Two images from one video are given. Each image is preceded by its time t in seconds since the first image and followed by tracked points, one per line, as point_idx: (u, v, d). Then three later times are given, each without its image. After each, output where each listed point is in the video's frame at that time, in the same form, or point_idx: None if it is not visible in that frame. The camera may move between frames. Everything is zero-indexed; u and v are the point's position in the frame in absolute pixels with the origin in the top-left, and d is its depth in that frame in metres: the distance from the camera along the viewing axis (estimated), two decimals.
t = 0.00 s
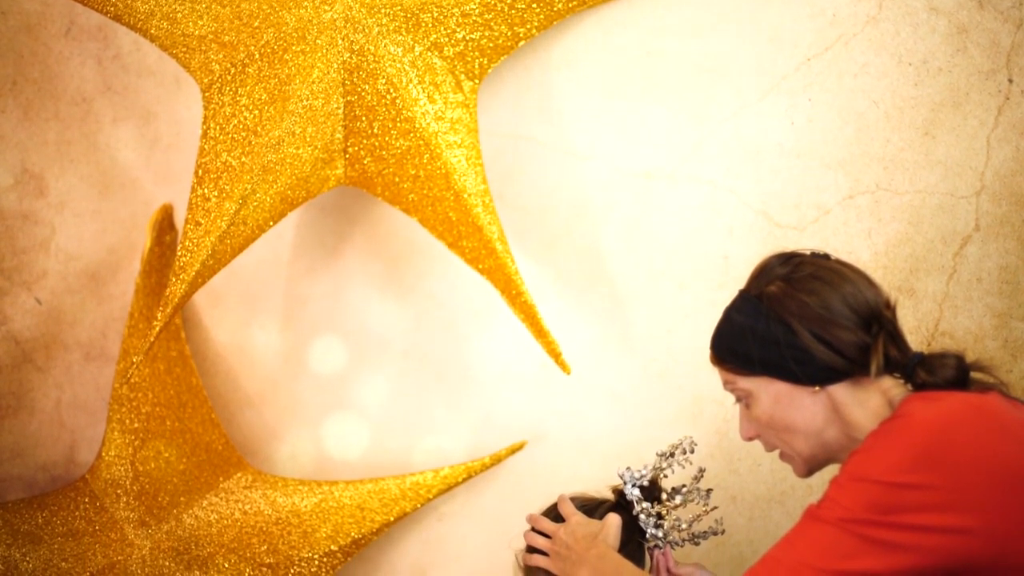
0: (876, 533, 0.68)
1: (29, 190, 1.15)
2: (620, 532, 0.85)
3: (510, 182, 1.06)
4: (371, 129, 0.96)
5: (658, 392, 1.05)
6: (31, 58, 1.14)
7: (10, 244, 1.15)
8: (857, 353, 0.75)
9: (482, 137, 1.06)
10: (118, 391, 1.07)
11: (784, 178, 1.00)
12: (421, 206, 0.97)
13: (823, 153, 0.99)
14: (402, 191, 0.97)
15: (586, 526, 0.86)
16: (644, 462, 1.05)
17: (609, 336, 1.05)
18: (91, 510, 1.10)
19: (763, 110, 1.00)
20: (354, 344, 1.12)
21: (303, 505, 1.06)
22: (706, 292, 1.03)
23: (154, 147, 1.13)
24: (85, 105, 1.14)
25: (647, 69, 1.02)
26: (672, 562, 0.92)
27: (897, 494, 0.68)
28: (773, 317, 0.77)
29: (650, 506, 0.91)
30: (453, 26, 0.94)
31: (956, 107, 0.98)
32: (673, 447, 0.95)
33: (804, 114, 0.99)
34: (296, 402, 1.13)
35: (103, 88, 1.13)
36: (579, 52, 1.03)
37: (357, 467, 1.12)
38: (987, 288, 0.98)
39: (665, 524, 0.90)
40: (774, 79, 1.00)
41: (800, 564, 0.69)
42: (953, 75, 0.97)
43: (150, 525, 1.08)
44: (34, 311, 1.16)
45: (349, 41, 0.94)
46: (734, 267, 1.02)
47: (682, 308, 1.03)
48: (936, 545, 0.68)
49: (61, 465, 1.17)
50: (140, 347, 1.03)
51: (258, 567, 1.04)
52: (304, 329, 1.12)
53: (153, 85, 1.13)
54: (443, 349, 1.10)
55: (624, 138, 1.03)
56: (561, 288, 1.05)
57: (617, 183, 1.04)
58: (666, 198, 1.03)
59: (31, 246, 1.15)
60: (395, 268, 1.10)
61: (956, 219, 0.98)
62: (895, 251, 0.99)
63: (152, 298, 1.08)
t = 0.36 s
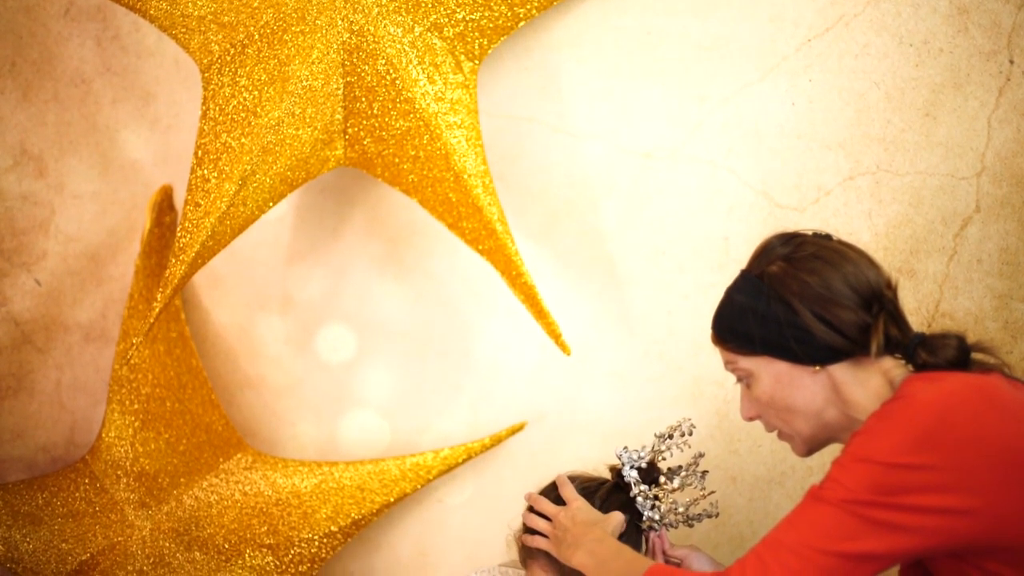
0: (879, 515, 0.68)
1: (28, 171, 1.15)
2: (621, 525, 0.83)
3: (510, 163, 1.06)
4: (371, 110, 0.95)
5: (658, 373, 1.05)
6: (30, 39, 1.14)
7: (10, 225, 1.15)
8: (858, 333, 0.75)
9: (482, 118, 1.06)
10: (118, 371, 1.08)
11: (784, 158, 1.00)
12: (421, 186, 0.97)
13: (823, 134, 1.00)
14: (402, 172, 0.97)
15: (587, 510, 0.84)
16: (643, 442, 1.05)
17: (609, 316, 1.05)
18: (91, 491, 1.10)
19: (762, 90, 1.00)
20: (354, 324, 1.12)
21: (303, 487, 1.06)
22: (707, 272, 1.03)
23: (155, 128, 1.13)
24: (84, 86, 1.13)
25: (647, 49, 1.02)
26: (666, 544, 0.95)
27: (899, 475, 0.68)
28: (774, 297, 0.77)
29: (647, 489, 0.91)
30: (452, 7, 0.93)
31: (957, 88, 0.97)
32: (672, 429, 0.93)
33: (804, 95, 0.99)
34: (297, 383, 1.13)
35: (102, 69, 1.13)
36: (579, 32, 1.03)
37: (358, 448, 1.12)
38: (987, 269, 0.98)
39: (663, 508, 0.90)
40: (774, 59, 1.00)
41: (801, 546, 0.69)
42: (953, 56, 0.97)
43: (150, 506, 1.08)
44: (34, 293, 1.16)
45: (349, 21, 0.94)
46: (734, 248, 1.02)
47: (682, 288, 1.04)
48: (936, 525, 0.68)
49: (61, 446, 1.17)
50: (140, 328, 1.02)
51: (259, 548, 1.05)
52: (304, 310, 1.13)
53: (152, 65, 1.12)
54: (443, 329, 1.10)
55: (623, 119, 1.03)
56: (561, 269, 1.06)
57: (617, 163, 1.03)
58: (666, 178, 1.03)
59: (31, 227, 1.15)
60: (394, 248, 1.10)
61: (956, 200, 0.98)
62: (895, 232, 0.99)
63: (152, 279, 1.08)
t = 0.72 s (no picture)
0: (880, 498, 0.68)
1: (27, 155, 1.14)
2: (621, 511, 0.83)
3: (511, 147, 1.06)
4: (370, 93, 0.95)
5: (659, 356, 1.05)
6: (29, 23, 1.13)
7: (9, 209, 1.15)
8: (859, 318, 0.75)
9: (482, 101, 1.06)
10: (118, 355, 1.08)
11: (785, 141, 1.01)
12: (421, 169, 0.97)
13: (823, 116, 1.00)
14: (402, 155, 0.97)
15: (589, 493, 0.84)
16: (643, 426, 1.06)
17: (609, 300, 1.05)
18: (91, 475, 1.10)
19: (763, 73, 1.00)
20: (353, 308, 1.12)
21: (303, 470, 1.06)
22: (706, 255, 1.03)
23: (153, 112, 1.12)
24: (83, 69, 1.13)
25: (647, 32, 1.02)
26: (666, 536, 0.96)
27: (901, 459, 0.68)
28: (775, 282, 0.77)
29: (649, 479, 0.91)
30: None
31: (957, 71, 0.97)
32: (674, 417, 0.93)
33: (805, 78, 0.99)
34: (297, 367, 1.14)
35: (102, 53, 1.13)
36: (579, 15, 1.03)
37: (358, 431, 1.13)
38: (987, 253, 0.98)
39: (664, 499, 0.91)
40: (774, 42, 1.00)
41: (802, 529, 0.69)
42: (954, 39, 0.97)
43: (150, 489, 1.08)
44: (34, 277, 1.16)
45: (348, 4, 0.93)
46: (734, 231, 1.02)
47: (682, 271, 1.04)
48: (936, 508, 0.68)
49: (61, 429, 1.17)
50: (140, 312, 1.02)
51: (259, 531, 1.04)
52: (304, 294, 1.13)
53: (152, 49, 1.12)
54: (443, 312, 1.10)
55: (624, 102, 1.03)
56: (561, 252, 1.06)
57: (617, 146, 1.04)
58: (666, 161, 1.03)
59: (31, 211, 1.15)
60: (394, 232, 1.10)
61: (956, 183, 0.98)
62: (895, 215, 1.00)
63: (152, 263, 1.08)
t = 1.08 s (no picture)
0: (884, 478, 0.68)
1: (27, 134, 1.14)
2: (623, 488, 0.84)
3: (511, 126, 1.06)
4: (370, 72, 0.95)
5: (659, 335, 1.06)
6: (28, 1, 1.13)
7: (9, 188, 1.15)
8: (867, 296, 0.74)
9: (482, 80, 1.06)
10: (118, 334, 1.08)
11: (785, 121, 1.01)
12: (421, 148, 0.97)
13: (823, 96, 1.00)
14: (402, 134, 0.97)
15: (593, 470, 0.85)
16: (643, 405, 1.07)
17: (609, 279, 1.06)
18: (91, 454, 1.10)
19: (763, 52, 1.00)
20: (353, 287, 1.12)
21: (304, 449, 1.06)
22: (706, 234, 1.03)
23: (152, 91, 1.12)
24: (83, 48, 1.13)
25: (648, 10, 1.01)
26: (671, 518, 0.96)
27: (906, 437, 0.68)
28: (783, 259, 0.77)
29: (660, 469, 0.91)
30: None
31: (958, 50, 0.97)
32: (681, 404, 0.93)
33: (806, 57, 0.99)
34: (298, 346, 1.14)
35: (102, 31, 1.12)
36: None
37: (359, 411, 1.13)
38: (987, 233, 0.99)
39: (674, 489, 0.91)
40: (775, 22, 1.00)
41: (806, 507, 0.69)
42: (956, 19, 0.97)
43: (150, 468, 1.08)
44: (34, 256, 1.16)
45: None
46: (734, 210, 1.02)
47: (682, 251, 1.04)
48: (940, 488, 0.68)
49: (61, 408, 1.17)
50: (140, 291, 1.02)
51: (259, 510, 1.05)
52: (304, 273, 1.13)
53: (151, 27, 1.12)
54: (443, 292, 1.11)
55: (624, 81, 1.03)
56: (561, 231, 1.06)
57: (618, 126, 1.04)
58: (666, 141, 1.03)
59: (30, 190, 1.15)
60: (394, 211, 1.10)
61: (957, 163, 0.98)
62: (895, 195, 1.00)
63: (152, 242, 1.08)
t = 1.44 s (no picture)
0: (894, 453, 0.67)
1: (26, 113, 1.14)
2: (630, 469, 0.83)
3: (511, 104, 1.06)
4: (370, 51, 0.94)
5: (659, 314, 1.06)
6: None
7: (9, 167, 1.15)
8: (884, 268, 0.70)
9: (482, 58, 1.05)
10: (118, 313, 1.06)
11: (785, 100, 1.01)
12: (421, 127, 0.97)
13: (823, 75, 1.00)
14: (402, 113, 0.97)
15: (598, 448, 0.84)
16: (643, 385, 1.07)
17: (609, 258, 1.06)
18: (91, 433, 1.09)
19: (763, 31, 1.00)
20: (353, 266, 1.12)
21: (303, 429, 1.06)
22: (706, 212, 1.04)
23: (151, 69, 1.12)
24: (82, 26, 1.13)
25: None
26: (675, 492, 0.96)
27: (917, 412, 0.66)
28: (802, 228, 0.73)
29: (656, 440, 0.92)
30: None
31: (960, 29, 0.97)
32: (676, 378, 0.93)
33: (806, 35, 0.99)
34: (297, 324, 1.14)
35: (101, 10, 1.12)
36: None
37: (358, 390, 1.14)
38: (988, 212, 0.99)
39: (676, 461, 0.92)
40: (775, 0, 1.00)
41: (814, 481, 0.67)
42: None
43: (150, 447, 1.08)
44: (33, 235, 1.16)
45: None
46: (734, 188, 1.03)
47: (683, 229, 1.04)
48: (950, 464, 0.67)
49: (61, 387, 1.17)
50: (139, 270, 1.01)
51: (259, 489, 1.05)
52: (304, 252, 1.13)
53: (150, 5, 1.11)
54: (444, 270, 1.11)
55: (624, 59, 1.03)
56: (561, 210, 1.06)
57: (618, 104, 1.04)
58: (666, 119, 1.03)
59: (29, 169, 1.15)
60: (394, 190, 1.10)
61: (958, 142, 0.99)
62: (896, 174, 1.00)
63: (151, 221, 1.07)
